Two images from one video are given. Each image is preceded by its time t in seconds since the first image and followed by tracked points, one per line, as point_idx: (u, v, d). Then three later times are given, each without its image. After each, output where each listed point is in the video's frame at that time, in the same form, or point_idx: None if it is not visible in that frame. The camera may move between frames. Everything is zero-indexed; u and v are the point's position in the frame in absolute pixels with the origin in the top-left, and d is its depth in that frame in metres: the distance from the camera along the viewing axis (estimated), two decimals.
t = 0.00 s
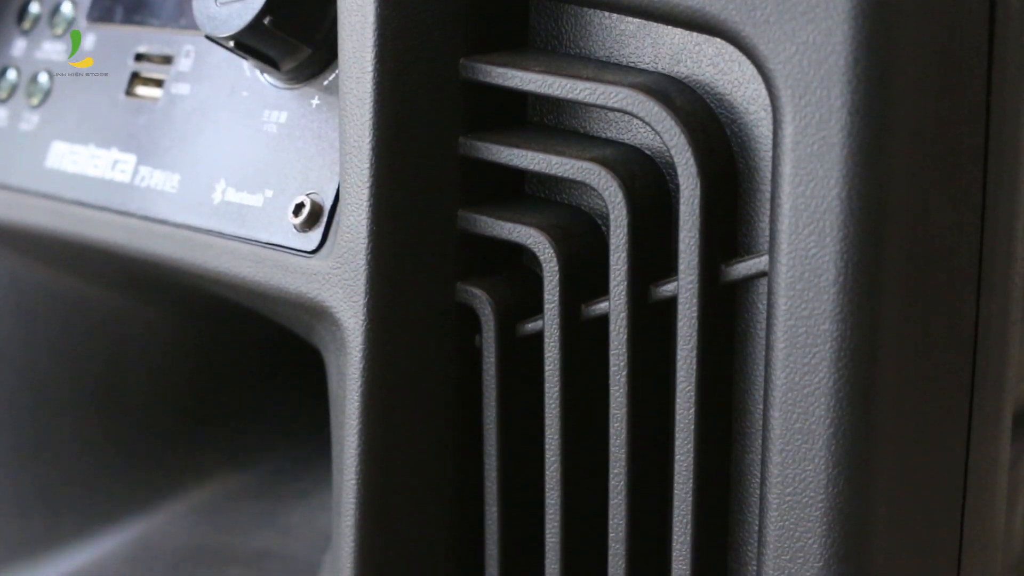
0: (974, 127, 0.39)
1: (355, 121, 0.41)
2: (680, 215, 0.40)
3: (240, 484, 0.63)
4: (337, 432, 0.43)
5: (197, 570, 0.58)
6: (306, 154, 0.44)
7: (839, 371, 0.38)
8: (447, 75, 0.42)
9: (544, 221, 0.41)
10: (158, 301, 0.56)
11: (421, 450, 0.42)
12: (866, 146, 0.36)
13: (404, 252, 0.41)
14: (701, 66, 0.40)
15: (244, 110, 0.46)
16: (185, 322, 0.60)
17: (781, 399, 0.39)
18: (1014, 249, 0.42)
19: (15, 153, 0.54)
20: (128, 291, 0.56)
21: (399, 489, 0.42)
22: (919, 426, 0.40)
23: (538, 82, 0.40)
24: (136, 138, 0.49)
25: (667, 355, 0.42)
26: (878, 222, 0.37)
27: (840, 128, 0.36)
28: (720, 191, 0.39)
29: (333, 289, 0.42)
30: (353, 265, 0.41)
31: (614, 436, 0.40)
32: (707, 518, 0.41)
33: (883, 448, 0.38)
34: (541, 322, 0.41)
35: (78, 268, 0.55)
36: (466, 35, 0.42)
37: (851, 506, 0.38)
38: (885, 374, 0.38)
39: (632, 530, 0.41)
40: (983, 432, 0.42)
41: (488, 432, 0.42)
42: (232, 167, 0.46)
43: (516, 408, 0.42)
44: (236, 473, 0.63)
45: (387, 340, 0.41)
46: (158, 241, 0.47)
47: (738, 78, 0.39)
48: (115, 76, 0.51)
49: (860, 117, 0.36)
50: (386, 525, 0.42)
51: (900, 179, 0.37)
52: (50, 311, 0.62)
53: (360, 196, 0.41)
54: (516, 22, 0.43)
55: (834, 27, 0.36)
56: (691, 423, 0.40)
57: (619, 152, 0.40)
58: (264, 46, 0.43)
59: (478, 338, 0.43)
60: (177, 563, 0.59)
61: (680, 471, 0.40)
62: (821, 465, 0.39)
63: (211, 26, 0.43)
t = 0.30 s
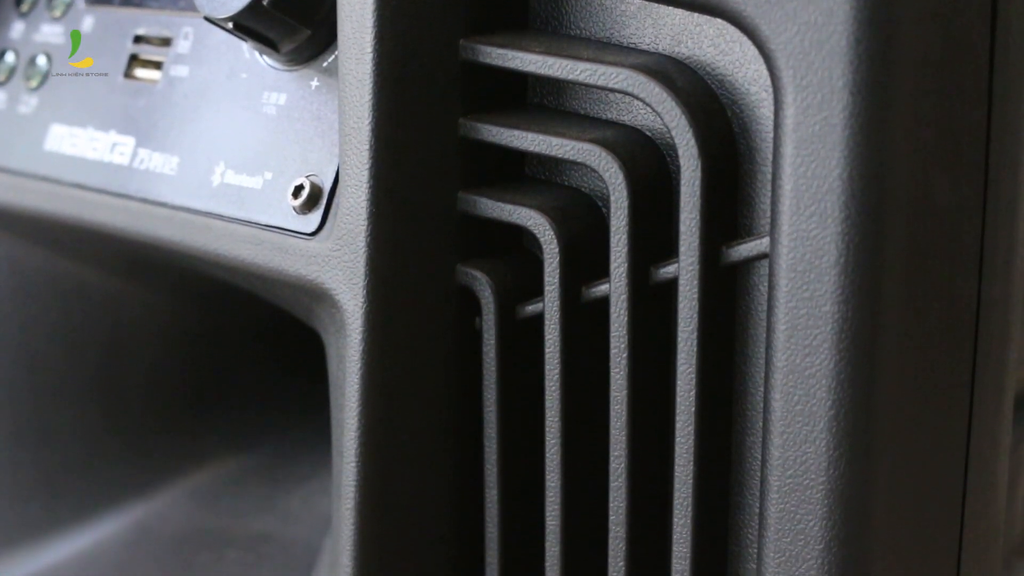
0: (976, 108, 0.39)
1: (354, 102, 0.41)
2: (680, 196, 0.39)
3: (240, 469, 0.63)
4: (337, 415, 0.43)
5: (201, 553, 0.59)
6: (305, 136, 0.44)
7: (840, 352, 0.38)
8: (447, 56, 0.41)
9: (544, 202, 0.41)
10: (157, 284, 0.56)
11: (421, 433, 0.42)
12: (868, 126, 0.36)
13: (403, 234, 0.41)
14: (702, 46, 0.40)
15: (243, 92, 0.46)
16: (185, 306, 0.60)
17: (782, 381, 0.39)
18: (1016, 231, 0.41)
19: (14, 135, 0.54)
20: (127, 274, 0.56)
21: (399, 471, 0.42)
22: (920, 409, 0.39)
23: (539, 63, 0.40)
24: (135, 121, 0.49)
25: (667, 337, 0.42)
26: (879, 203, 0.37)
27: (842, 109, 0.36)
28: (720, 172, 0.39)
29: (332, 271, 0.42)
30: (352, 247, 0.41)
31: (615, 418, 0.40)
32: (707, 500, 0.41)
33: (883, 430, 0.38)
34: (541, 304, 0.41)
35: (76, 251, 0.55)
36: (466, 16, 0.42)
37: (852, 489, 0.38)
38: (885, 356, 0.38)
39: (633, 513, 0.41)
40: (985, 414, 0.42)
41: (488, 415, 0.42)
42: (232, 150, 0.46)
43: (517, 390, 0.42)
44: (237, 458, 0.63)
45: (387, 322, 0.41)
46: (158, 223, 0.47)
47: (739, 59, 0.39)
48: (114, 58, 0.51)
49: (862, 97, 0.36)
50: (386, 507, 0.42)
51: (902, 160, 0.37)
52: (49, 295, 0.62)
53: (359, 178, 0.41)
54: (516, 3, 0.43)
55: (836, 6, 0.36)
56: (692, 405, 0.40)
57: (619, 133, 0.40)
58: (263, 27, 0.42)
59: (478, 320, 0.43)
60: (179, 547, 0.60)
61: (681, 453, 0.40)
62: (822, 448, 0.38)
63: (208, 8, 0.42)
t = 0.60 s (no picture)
0: (978, 89, 0.39)
1: (354, 84, 0.41)
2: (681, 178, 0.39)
3: (240, 453, 0.62)
4: (336, 398, 0.43)
5: (201, 535, 0.58)
6: (305, 118, 0.44)
7: (840, 333, 0.37)
8: (447, 37, 0.41)
9: (544, 184, 0.40)
10: (156, 267, 0.56)
11: (421, 416, 0.42)
12: (869, 107, 0.36)
13: (403, 216, 0.41)
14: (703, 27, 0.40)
15: (243, 74, 0.46)
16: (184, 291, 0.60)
17: (782, 363, 0.39)
18: (1018, 214, 0.41)
19: (12, 118, 0.53)
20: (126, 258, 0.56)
21: (398, 455, 0.42)
22: (921, 391, 0.39)
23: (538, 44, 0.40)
24: (134, 103, 0.49)
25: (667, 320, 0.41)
26: (881, 184, 0.36)
27: (843, 89, 0.36)
28: (721, 153, 0.39)
29: (332, 252, 0.42)
30: (352, 229, 0.41)
31: (615, 401, 0.40)
32: (708, 483, 0.41)
33: (884, 412, 0.38)
34: (541, 286, 0.41)
35: (75, 235, 0.55)
36: None
37: (853, 471, 0.38)
38: (886, 337, 0.38)
39: (633, 495, 0.41)
40: (986, 399, 0.42)
41: (488, 397, 0.41)
42: (231, 132, 0.45)
43: (517, 373, 0.42)
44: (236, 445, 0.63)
45: (387, 304, 0.41)
46: (157, 205, 0.47)
47: (740, 40, 0.39)
48: (112, 41, 0.51)
49: (863, 77, 0.36)
50: (386, 491, 0.42)
51: (903, 140, 0.37)
52: (49, 280, 0.61)
53: (359, 160, 0.41)
54: None
55: None
56: (692, 387, 0.39)
57: (619, 114, 0.40)
58: (262, 9, 0.42)
59: (478, 303, 0.43)
60: (178, 529, 0.59)
61: (681, 435, 0.40)
62: (823, 430, 0.38)
63: None
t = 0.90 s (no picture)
0: (980, 69, 0.39)
1: (353, 65, 0.40)
2: (681, 159, 0.39)
3: (240, 435, 0.63)
4: (336, 380, 0.43)
5: (202, 521, 0.59)
6: (304, 99, 0.43)
7: (842, 314, 0.37)
8: (447, 17, 0.41)
9: (544, 165, 0.40)
10: (156, 251, 0.56)
11: (421, 398, 0.42)
12: (871, 87, 0.36)
13: (403, 198, 0.41)
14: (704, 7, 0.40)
15: (241, 56, 0.45)
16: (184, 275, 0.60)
17: (783, 345, 0.39)
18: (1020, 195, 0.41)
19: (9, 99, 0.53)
20: (126, 241, 0.56)
21: (398, 437, 0.42)
22: (922, 375, 0.39)
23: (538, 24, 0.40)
24: (133, 85, 0.49)
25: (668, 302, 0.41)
26: (882, 164, 0.36)
27: (845, 69, 0.36)
28: (722, 134, 0.39)
29: (331, 234, 0.42)
30: (352, 211, 0.41)
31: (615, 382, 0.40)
32: (708, 465, 0.40)
33: (885, 394, 0.38)
34: (541, 267, 0.41)
35: (74, 217, 0.54)
36: None
37: (854, 452, 0.38)
38: (888, 319, 0.38)
39: (633, 477, 0.40)
40: (987, 386, 0.42)
41: (488, 379, 0.41)
42: (230, 114, 0.45)
43: (517, 355, 0.42)
44: (236, 431, 0.63)
45: (387, 286, 0.41)
46: (156, 187, 0.47)
47: (741, 20, 0.39)
48: (110, 22, 0.50)
49: (865, 57, 0.36)
50: (385, 473, 0.42)
51: (905, 121, 0.36)
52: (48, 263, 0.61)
53: (358, 141, 0.40)
54: None
55: None
56: (693, 369, 0.39)
57: (620, 95, 0.40)
58: None
59: (478, 285, 0.43)
60: (179, 514, 0.60)
61: (682, 417, 0.40)
62: (824, 411, 0.38)
63: None
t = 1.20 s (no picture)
0: (983, 46, 0.38)
1: (352, 43, 0.40)
2: (682, 136, 0.39)
3: (240, 419, 0.63)
4: (335, 359, 0.43)
5: (201, 500, 0.59)
6: (303, 78, 0.43)
7: (844, 291, 0.37)
8: None
9: (544, 143, 0.40)
10: (156, 231, 0.55)
11: (421, 378, 0.42)
12: (874, 63, 0.36)
13: (402, 176, 0.40)
14: None
15: (240, 34, 0.45)
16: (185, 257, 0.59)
17: (785, 323, 0.38)
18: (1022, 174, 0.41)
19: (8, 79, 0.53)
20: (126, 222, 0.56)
21: (398, 417, 0.42)
22: (924, 353, 0.39)
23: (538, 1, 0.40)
24: (131, 64, 0.48)
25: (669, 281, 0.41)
26: (884, 141, 0.36)
27: (848, 45, 0.36)
28: (723, 111, 0.39)
29: (330, 212, 0.41)
30: (351, 189, 0.41)
31: (616, 361, 0.40)
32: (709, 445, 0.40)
33: (887, 372, 0.38)
34: (541, 246, 0.41)
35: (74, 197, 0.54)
36: None
37: (855, 431, 0.38)
38: (890, 297, 0.37)
39: (634, 457, 0.40)
40: (988, 372, 0.42)
41: (488, 358, 0.41)
42: (229, 93, 0.45)
43: (517, 335, 0.42)
44: (237, 410, 0.63)
45: (386, 265, 0.41)
46: (155, 167, 0.46)
47: None
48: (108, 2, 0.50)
49: (868, 33, 0.35)
50: (385, 453, 0.42)
51: (908, 98, 0.36)
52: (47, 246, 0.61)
53: (357, 119, 0.40)
54: None
55: None
56: (694, 348, 0.39)
57: (620, 72, 0.40)
58: None
59: (478, 264, 0.43)
60: (178, 494, 0.60)
61: (683, 397, 0.39)
62: (826, 390, 0.38)
63: None
